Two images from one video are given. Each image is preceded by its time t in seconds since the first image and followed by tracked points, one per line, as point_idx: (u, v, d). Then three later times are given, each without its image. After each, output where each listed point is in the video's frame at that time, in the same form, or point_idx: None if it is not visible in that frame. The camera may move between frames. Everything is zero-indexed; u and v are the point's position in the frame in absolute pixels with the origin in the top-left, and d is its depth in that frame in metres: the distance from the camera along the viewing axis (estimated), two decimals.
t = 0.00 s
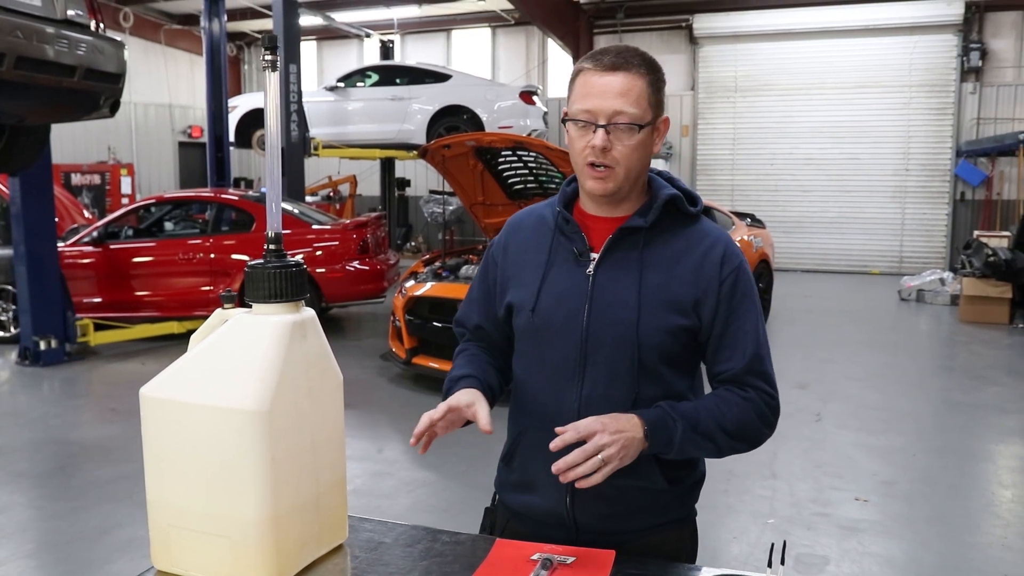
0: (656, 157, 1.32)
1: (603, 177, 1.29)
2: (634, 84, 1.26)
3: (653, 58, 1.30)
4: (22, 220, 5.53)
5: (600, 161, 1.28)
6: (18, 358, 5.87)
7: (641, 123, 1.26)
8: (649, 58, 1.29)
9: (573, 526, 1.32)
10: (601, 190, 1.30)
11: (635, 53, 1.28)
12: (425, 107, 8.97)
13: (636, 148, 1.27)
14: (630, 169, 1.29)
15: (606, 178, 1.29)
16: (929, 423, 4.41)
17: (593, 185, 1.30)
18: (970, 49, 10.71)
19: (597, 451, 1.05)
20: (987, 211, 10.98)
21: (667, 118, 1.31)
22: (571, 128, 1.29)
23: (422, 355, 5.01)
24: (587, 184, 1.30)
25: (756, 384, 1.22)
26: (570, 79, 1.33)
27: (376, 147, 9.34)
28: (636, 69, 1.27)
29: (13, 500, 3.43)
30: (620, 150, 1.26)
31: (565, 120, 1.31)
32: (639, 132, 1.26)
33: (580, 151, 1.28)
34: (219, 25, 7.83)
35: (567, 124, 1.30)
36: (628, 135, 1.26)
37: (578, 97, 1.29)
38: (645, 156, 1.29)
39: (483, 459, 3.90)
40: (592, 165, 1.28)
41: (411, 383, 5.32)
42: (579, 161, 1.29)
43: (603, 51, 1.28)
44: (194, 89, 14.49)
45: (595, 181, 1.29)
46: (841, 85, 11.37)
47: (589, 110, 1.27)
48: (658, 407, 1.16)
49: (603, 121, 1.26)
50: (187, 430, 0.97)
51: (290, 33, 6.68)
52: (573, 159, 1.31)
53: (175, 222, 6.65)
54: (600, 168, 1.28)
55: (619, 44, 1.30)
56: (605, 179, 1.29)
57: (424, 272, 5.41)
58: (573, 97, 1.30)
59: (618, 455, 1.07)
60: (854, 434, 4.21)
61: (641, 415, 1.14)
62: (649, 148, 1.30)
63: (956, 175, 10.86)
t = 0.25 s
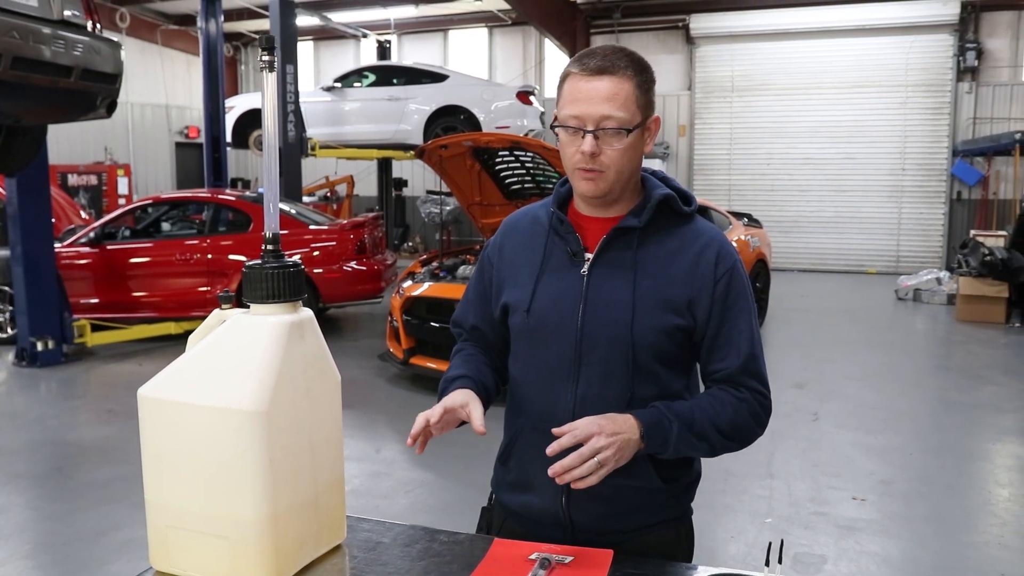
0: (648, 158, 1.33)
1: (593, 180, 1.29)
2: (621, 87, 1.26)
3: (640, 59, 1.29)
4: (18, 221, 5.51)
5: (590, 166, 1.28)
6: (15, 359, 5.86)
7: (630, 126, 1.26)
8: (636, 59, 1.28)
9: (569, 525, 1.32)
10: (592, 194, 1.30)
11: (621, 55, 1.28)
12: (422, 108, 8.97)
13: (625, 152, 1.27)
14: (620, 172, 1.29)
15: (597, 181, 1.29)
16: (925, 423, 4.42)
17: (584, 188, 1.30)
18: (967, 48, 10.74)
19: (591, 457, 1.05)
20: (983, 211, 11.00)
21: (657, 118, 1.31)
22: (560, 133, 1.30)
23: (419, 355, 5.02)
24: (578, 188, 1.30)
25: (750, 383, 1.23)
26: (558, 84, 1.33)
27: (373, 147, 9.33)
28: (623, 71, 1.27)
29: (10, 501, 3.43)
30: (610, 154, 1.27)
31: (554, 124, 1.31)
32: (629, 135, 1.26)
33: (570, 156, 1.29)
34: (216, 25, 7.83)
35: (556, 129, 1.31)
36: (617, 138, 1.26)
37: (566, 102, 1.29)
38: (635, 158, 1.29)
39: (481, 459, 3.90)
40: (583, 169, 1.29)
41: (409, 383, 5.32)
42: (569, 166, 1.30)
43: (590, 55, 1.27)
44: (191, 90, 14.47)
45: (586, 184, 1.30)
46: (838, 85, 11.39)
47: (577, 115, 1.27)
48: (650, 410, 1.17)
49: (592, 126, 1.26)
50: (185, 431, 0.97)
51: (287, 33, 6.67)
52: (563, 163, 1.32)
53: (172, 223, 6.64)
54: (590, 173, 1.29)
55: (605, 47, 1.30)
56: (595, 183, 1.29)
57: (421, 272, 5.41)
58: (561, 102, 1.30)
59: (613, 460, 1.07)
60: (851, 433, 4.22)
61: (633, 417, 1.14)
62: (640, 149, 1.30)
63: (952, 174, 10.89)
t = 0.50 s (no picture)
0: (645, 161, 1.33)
1: (590, 185, 1.29)
2: (616, 91, 1.26)
3: (635, 62, 1.29)
4: (17, 222, 5.50)
5: (586, 171, 1.28)
6: (14, 360, 5.85)
7: (624, 131, 1.26)
8: (631, 62, 1.28)
9: (570, 527, 1.32)
10: (589, 199, 1.30)
11: (616, 58, 1.27)
12: (421, 109, 8.97)
13: (621, 156, 1.27)
14: (617, 176, 1.29)
15: (593, 186, 1.29)
16: (924, 424, 4.42)
17: (581, 193, 1.30)
18: (965, 51, 10.75)
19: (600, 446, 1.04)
20: (981, 213, 11.02)
21: (653, 121, 1.31)
22: (556, 138, 1.30)
23: (418, 357, 5.02)
24: (575, 193, 1.31)
25: (752, 383, 1.22)
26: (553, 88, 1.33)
27: (372, 149, 9.34)
28: (618, 75, 1.27)
29: (8, 502, 3.42)
30: (606, 158, 1.27)
31: (549, 130, 1.32)
32: (624, 139, 1.26)
33: (567, 161, 1.29)
34: (215, 27, 7.83)
35: (552, 134, 1.31)
36: (613, 142, 1.26)
37: (561, 107, 1.29)
38: (631, 162, 1.29)
39: (480, 461, 3.90)
40: (578, 174, 1.29)
41: (408, 385, 5.32)
42: (565, 171, 1.30)
43: (583, 59, 1.27)
44: (190, 91, 14.48)
45: (583, 189, 1.30)
46: (836, 87, 11.41)
47: (572, 120, 1.27)
48: (658, 404, 1.16)
49: (587, 131, 1.26)
50: (185, 432, 0.97)
51: (286, 35, 6.67)
52: (560, 169, 1.32)
53: (171, 224, 6.64)
54: (586, 178, 1.29)
55: (599, 50, 1.30)
56: (592, 188, 1.29)
57: (420, 274, 5.41)
58: (556, 108, 1.30)
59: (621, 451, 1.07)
60: (850, 435, 4.23)
61: (641, 411, 1.13)
62: (636, 153, 1.30)
63: (951, 176, 10.90)
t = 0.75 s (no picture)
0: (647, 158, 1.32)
1: (591, 182, 1.29)
2: (617, 88, 1.25)
3: (637, 59, 1.28)
4: (15, 218, 5.49)
5: (587, 167, 1.28)
6: (12, 356, 5.84)
7: (625, 127, 1.25)
8: (633, 57, 1.28)
9: (570, 524, 1.32)
10: (590, 196, 1.30)
11: (617, 54, 1.27)
12: (420, 106, 8.96)
13: (622, 153, 1.26)
14: (618, 172, 1.28)
15: (594, 183, 1.29)
16: (922, 422, 4.43)
17: (582, 190, 1.30)
18: (964, 48, 10.75)
19: (602, 416, 1.01)
20: (980, 210, 11.02)
21: (655, 116, 1.31)
22: (557, 135, 1.30)
23: (417, 354, 5.02)
24: (577, 189, 1.31)
25: (755, 379, 1.23)
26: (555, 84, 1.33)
27: (371, 146, 9.32)
28: (619, 71, 1.26)
29: (6, 499, 3.41)
30: (607, 155, 1.26)
31: (551, 126, 1.31)
32: (625, 136, 1.26)
33: (568, 158, 1.29)
34: (213, 23, 7.81)
35: (553, 130, 1.31)
36: (613, 139, 1.26)
37: (562, 102, 1.28)
38: (633, 158, 1.29)
39: (479, 458, 3.90)
40: (580, 171, 1.29)
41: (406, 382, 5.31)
42: (566, 167, 1.30)
43: (585, 56, 1.27)
44: (188, 88, 14.45)
45: (585, 186, 1.30)
46: (835, 85, 11.40)
47: (573, 117, 1.27)
48: (664, 387, 1.14)
49: (588, 127, 1.26)
50: (186, 429, 0.96)
51: (285, 31, 6.65)
52: (562, 165, 1.32)
53: (169, 221, 6.62)
54: (588, 174, 1.29)
55: (601, 47, 1.29)
56: (593, 185, 1.29)
57: (419, 271, 5.41)
58: (558, 103, 1.30)
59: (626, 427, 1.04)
60: (848, 433, 4.23)
61: (651, 391, 1.11)
62: (637, 149, 1.29)
63: (949, 174, 10.90)
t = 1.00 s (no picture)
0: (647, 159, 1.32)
1: (593, 182, 1.29)
2: (619, 87, 1.26)
3: (637, 60, 1.29)
4: (9, 219, 5.46)
5: (589, 167, 1.28)
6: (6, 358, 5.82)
7: (628, 126, 1.25)
8: (634, 59, 1.28)
9: (570, 528, 1.31)
10: (592, 197, 1.30)
11: (619, 54, 1.27)
12: (416, 108, 8.95)
13: (625, 152, 1.26)
14: (620, 172, 1.28)
15: (596, 183, 1.29)
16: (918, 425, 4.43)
17: (583, 190, 1.30)
18: (959, 52, 10.77)
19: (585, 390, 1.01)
20: (975, 213, 11.06)
21: (656, 118, 1.31)
22: (559, 135, 1.29)
23: (413, 356, 5.01)
24: (578, 190, 1.30)
25: (756, 381, 1.22)
26: (556, 85, 1.33)
27: (367, 147, 9.31)
28: (621, 71, 1.27)
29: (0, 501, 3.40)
30: (609, 154, 1.26)
31: (552, 127, 1.31)
32: (627, 135, 1.25)
33: (570, 157, 1.28)
34: (210, 24, 7.79)
35: (555, 130, 1.30)
36: (616, 138, 1.25)
37: (564, 102, 1.28)
38: (635, 158, 1.28)
39: (476, 461, 3.89)
40: (582, 170, 1.28)
41: (403, 384, 5.30)
42: (568, 167, 1.29)
43: (586, 57, 1.27)
44: (184, 89, 14.44)
45: (586, 187, 1.29)
46: (831, 88, 11.43)
47: (575, 116, 1.27)
48: (666, 381, 1.14)
49: (590, 126, 1.26)
50: (183, 431, 0.96)
51: (282, 32, 6.64)
52: (563, 165, 1.31)
53: (164, 222, 6.64)
54: (590, 174, 1.28)
55: (602, 49, 1.30)
56: (595, 186, 1.29)
57: (415, 273, 5.40)
58: (559, 103, 1.30)
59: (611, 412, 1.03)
60: (845, 436, 4.23)
61: (651, 383, 1.11)
62: (640, 149, 1.29)
63: (945, 177, 10.93)
